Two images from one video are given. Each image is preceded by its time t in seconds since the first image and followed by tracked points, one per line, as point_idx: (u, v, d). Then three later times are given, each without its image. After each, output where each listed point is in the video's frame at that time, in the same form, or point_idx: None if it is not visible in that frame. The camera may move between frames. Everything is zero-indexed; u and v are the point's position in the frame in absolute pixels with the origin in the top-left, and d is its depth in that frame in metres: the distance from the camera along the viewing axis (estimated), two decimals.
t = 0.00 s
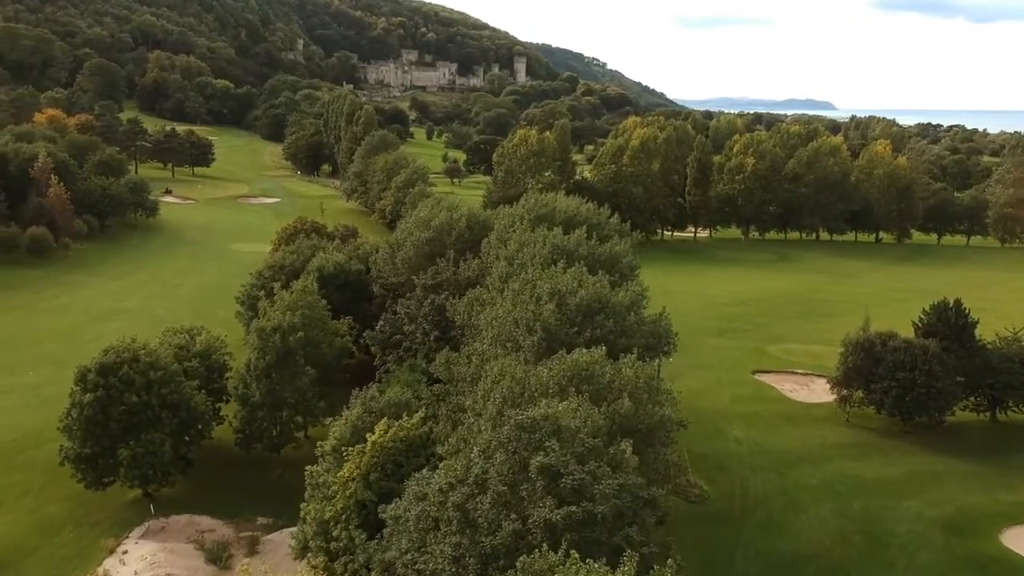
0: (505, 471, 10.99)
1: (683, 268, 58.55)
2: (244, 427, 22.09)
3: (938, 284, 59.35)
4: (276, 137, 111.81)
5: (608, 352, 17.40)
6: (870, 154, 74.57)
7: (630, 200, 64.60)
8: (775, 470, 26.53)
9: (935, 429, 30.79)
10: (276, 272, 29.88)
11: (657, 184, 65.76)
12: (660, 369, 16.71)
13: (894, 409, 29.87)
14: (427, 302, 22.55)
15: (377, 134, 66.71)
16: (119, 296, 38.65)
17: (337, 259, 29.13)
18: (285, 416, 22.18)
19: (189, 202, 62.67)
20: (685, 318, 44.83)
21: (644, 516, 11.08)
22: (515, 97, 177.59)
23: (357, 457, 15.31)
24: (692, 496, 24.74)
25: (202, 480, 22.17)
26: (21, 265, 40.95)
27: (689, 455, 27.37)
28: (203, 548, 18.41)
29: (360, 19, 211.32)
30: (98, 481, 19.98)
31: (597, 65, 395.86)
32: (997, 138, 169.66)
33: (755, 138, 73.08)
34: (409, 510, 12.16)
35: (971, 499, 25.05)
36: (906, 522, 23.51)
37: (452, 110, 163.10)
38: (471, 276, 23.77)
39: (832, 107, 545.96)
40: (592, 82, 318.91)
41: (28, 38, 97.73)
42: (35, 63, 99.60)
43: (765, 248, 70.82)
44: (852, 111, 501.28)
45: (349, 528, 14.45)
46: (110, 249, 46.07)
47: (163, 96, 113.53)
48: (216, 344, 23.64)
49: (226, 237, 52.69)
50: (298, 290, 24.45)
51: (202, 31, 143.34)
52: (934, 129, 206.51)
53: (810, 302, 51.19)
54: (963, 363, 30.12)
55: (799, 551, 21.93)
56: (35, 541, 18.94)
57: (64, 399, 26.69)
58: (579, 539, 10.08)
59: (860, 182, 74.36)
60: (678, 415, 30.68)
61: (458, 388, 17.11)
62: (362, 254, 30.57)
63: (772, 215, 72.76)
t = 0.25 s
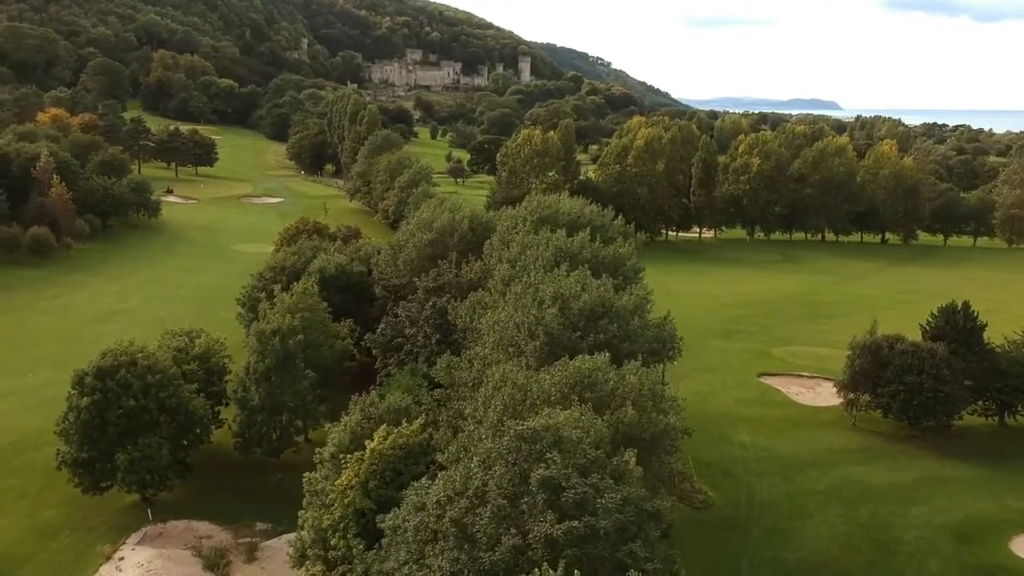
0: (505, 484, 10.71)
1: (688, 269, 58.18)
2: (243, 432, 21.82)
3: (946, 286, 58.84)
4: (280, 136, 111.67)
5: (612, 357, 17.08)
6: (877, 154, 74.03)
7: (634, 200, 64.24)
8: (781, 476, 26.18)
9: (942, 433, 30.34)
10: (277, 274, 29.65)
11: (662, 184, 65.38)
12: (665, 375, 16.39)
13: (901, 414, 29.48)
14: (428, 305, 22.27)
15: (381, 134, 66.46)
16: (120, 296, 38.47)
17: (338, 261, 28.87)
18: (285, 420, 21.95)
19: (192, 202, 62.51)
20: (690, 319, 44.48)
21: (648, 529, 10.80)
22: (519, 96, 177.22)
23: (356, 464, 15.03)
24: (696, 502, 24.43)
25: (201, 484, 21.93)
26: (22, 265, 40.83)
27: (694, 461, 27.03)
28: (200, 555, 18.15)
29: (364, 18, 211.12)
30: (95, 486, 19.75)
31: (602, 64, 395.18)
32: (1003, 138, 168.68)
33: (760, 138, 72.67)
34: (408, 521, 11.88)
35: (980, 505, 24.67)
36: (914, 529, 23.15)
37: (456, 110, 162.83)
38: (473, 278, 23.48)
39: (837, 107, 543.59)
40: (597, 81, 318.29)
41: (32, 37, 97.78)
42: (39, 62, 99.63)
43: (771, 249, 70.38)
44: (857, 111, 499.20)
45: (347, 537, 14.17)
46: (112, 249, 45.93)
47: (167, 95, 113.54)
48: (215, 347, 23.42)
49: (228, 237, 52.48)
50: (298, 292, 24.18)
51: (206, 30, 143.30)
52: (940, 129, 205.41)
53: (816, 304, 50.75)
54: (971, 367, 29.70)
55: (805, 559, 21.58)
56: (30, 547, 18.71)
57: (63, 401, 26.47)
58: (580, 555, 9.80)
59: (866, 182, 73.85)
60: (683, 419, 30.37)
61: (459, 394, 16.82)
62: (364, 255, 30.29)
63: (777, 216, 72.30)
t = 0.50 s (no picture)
0: (503, 502, 10.47)
1: (690, 270, 57.88)
2: (240, 439, 21.61)
3: (950, 288, 58.47)
4: (282, 136, 111.47)
5: (614, 366, 16.81)
6: (880, 155, 73.66)
7: (637, 201, 63.94)
8: (785, 483, 25.90)
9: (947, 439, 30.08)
10: (276, 277, 29.43)
11: (664, 185, 65.09)
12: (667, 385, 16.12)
13: (906, 419, 29.21)
14: (428, 311, 22.04)
15: (382, 134, 66.24)
16: (120, 298, 38.27)
17: (338, 264, 28.64)
18: (283, 427, 21.77)
19: (193, 202, 62.31)
20: (692, 322, 44.23)
21: (649, 549, 10.56)
22: (521, 96, 176.95)
23: (352, 476, 14.80)
24: (699, 510, 24.17)
25: (198, 491, 21.72)
26: (21, 267, 40.66)
27: (696, 468, 26.75)
28: (196, 565, 17.92)
29: (367, 17, 210.92)
30: (90, 493, 19.53)
31: (604, 63, 394.88)
32: (1007, 138, 168.10)
33: (763, 138, 72.35)
34: (404, 537, 11.64)
35: (986, 513, 24.40)
36: (919, 538, 22.89)
37: (458, 109, 162.64)
38: (473, 283, 23.24)
39: (840, 107, 542.83)
40: (599, 80, 317.93)
41: (34, 36, 97.65)
42: (40, 61, 99.51)
43: (774, 250, 70.07)
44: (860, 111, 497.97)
45: (344, 551, 13.95)
46: (112, 250, 45.75)
47: (169, 94, 113.38)
48: (213, 352, 23.23)
49: (229, 238, 52.26)
50: (297, 297, 23.95)
51: (208, 29, 143.14)
52: (944, 128, 204.76)
53: (819, 306, 50.45)
54: (976, 372, 29.45)
55: (808, 569, 21.32)
56: (25, 555, 18.50)
57: (60, 406, 26.28)
58: None
59: (869, 183, 73.51)
60: (685, 424, 30.14)
61: (458, 403, 16.57)
62: (363, 258, 30.08)
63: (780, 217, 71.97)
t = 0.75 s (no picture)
0: (499, 532, 10.27)
1: (693, 274, 57.56)
2: (236, 450, 21.37)
3: (954, 292, 58.07)
4: (284, 136, 111.26)
5: (616, 381, 16.52)
6: (884, 158, 73.25)
7: (639, 204, 63.64)
8: (788, 495, 25.62)
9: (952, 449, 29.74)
10: (274, 284, 29.20)
11: (667, 188, 64.77)
12: (668, 402, 15.86)
13: (911, 429, 28.88)
14: (426, 321, 21.81)
15: (384, 136, 66.00)
16: (119, 303, 38.02)
17: (336, 271, 28.41)
18: (280, 437, 21.54)
19: (193, 205, 62.11)
20: (694, 328, 43.93)
21: None
22: (523, 96, 176.62)
23: (348, 494, 14.56)
24: (701, 522, 23.89)
25: (195, 503, 21.48)
26: (20, 270, 40.46)
27: (698, 479, 26.45)
28: None
29: (369, 17, 210.76)
30: (84, 506, 19.29)
31: (606, 63, 394.38)
32: (1011, 139, 167.41)
33: (766, 141, 72.00)
34: (399, 562, 11.41)
35: (991, 526, 24.08)
36: (923, 552, 22.60)
37: (461, 109, 162.30)
38: (473, 292, 22.98)
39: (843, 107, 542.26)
40: (602, 80, 317.41)
41: (36, 37, 97.54)
42: (42, 61, 99.38)
43: (777, 253, 69.73)
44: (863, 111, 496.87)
45: (339, 571, 13.71)
46: (111, 253, 45.54)
47: (170, 95, 113.26)
48: (210, 362, 23.03)
49: (229, 241, 52.03)
50: (295, 305, 23.71)
51: (210, 29, 142.99)
52: (947, 129, 204.04)
53: (822, 311, 50.11)
54: (981, 382, 29.13)
55: None
56: (17, 570, 18.26)
57: (55, 416, 26.07)
58: None
59: (872, 186, 73.12)
60: (687, 433, 29.90)
61: (456, 418, 16.34)
62: (363, 265, 29.83)
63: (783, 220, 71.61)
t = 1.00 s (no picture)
0: (496, 565, 10.01)
1: (696, 278, 57.26)
2: (233, 463, 21.12)
3: (958, 297, 57.71)
4: (286, 137, 111.09)
5: (617, 398, 16.21)
6: (887, 161, 72.92)
7: (641, 207, 63.35)
8: (791, 507, 25.33)
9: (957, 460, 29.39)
10: (273, 292, 29.00)
11: (669, 191, 64.48)
12: (670, 421, 15.56)
13: (915, 440, 28.56)
14: (425, 333, 21.54)
15: (385, 138, 65.78)
16: (117, 308, 37.72)
17: (336, 279, 28.19)
18: (277, 450, 21.27)
19: (194, 207, 61.94)
20: (697, 334, 43.62)
21: None
22: (525, 97, 176.43)
23: (344, 515, 14.30)
24: (704, 536, 23.59)
25: (191, 516, 21.22)
26: (18, 274, 40.27)
27: (701, 491, 26.18)
28: None
29: (371, 17, 210.58)
30: (78, 521, 19.04)
31: (609, 62, 394.10)
32: (1015, 140, 166.82)
33: (769, 144, 71.70)
34: None
35: (997, 541, 23.75)
36: (928, 568, 22.29)
37: (463, 109, 162.05)
38: (473, 303, 22.72)
39: (846, 107, 541.16)
40: (605, 80, 317.09)
41: (37, 37, 97.51)
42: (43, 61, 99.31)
43: (780, 257, 69.38)
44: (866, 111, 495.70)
45: None
46: (111, 256, 45.35)
47: (172, 95, 113.18)
48: (206, 373, 22.81)
49: (229, 244, 51.77)
50: (293, 315, 23.48)
51: (212, 29, 142.87)
52: (951, 130, 203.29)
53: (826, 316, 49.77)
54: (987, 392, 28.78)
55: None
56: None
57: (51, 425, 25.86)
58: None
59: (876, 189, 72.72)
60: (689, 444, 29.60)
61: (454, 436, 16.07)
62: (362, 273, 29.63)
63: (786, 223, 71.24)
